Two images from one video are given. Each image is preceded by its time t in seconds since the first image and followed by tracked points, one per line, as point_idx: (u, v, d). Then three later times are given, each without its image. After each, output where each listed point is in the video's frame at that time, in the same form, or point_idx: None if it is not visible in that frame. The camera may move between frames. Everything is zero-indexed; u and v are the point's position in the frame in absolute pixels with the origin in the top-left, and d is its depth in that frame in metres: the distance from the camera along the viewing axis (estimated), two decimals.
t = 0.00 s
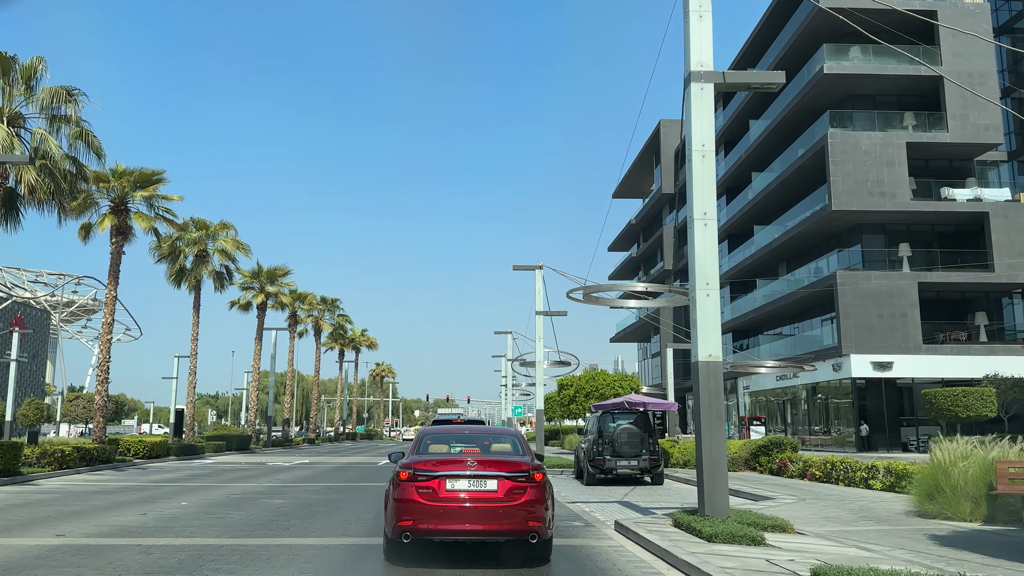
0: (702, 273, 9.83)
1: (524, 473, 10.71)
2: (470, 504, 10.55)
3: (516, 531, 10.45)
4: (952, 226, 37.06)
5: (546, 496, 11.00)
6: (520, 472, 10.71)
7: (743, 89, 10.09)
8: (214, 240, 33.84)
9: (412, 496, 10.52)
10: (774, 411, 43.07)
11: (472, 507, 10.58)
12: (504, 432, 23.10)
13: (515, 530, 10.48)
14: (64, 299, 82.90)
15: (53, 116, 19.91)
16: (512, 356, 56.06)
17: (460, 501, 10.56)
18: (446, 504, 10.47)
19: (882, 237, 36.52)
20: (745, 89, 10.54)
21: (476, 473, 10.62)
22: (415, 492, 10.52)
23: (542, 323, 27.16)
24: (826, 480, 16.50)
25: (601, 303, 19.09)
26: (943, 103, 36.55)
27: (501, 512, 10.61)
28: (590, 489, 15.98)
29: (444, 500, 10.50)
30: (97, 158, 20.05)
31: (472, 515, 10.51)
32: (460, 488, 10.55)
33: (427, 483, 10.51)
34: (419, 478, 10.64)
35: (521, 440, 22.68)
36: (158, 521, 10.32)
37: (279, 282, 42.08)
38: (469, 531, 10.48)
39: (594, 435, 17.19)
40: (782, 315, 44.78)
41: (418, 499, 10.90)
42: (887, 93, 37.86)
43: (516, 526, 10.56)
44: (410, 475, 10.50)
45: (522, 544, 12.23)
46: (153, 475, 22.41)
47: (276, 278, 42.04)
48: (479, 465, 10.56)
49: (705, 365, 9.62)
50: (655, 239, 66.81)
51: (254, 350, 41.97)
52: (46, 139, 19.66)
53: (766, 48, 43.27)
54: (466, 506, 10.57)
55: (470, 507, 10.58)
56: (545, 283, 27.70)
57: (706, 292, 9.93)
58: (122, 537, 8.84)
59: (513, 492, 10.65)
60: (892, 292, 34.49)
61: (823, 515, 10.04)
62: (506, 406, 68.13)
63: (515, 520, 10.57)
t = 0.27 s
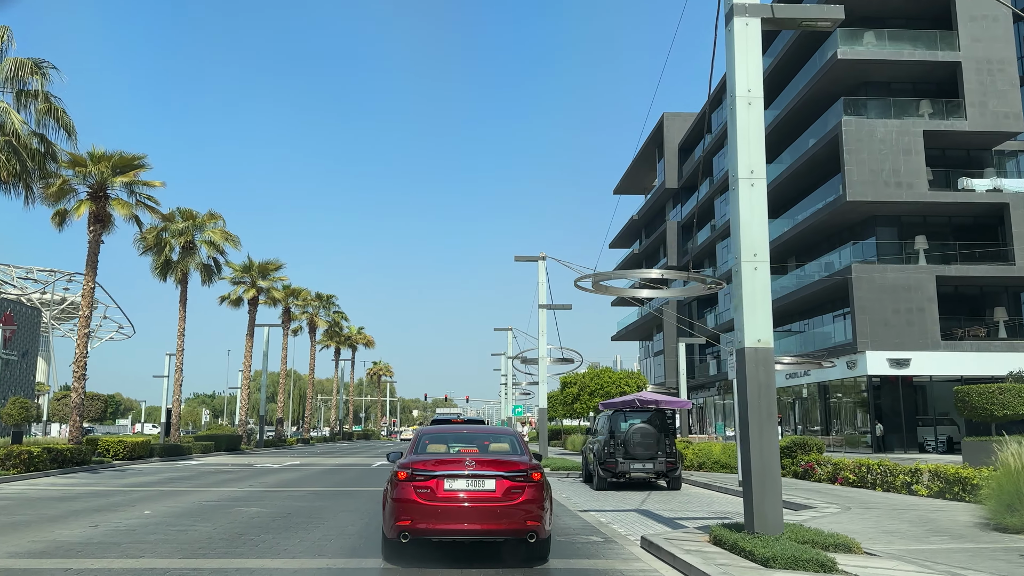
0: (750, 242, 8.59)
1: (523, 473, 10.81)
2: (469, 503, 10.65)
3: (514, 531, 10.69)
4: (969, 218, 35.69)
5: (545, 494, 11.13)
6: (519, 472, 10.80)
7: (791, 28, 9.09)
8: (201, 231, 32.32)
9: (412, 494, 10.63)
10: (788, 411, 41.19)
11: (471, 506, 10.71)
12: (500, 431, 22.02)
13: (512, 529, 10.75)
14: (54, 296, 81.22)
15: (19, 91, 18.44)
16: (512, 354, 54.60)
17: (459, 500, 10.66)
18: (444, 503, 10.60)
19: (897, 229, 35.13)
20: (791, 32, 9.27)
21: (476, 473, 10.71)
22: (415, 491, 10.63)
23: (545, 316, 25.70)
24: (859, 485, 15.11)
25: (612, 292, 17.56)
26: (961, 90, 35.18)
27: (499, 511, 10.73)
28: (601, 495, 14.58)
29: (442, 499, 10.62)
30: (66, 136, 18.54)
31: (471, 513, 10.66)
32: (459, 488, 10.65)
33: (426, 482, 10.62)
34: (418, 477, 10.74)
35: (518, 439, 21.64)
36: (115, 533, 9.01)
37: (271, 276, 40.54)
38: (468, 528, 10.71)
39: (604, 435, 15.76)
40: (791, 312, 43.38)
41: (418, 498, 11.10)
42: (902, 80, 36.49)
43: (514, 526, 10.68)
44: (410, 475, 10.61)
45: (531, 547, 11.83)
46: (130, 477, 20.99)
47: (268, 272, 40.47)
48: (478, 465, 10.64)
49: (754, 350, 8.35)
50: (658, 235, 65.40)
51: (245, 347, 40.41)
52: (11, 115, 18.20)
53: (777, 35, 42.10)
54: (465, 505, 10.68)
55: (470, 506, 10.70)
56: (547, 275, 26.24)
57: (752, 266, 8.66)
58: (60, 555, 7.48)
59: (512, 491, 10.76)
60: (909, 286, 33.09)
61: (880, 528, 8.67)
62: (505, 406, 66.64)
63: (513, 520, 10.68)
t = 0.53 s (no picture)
0: (819, 198, 7.39)
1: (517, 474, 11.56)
2: (466, 503, 11.43)
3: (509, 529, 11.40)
4: (988, 209, 34.31)
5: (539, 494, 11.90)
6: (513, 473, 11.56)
7: None
8: (187, 222, 30.83)
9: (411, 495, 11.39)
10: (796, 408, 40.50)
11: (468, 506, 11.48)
12: (497, 430, 20.83)
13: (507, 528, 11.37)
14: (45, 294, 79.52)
15: None
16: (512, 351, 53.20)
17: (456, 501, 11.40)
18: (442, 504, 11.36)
19: (913, 221, 33.75)
20: None
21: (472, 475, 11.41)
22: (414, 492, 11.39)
23: (548, 310, 24.23)
24: (899, 490, 13.76)
25: (625, 280, 16.06)
26: (980, 76, 33.79)
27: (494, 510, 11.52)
28: (614, 502, 13.18)
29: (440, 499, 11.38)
30: (31, 109, 17.16)
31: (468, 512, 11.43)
32: (457, 489, 11.39)
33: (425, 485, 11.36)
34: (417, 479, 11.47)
35: (516, 438, 20.47)
36: (49, 553, 7.65)
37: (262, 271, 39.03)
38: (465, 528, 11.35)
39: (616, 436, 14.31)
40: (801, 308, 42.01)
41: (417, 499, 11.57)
42: (918, 66, 35.09)
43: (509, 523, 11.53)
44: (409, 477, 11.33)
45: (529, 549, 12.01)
46: (104, 481, 19.53)
47: (260, 266, 38.91)
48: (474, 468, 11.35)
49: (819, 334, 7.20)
50: (661, 231, 63.98)
51: (235, 344, 38.91)
52: None
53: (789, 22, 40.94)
54: (462, 504, 11.46)
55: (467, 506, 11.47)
56: (550, 267, 24.77)
57: (822, 226, 7.42)
58: None
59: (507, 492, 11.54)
60: (928, 280, 31.74)
61: (960, 548, 7.26)
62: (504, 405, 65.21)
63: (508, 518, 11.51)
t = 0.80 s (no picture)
0: (925, 127, 6.16)
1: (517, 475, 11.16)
2: (465, 504, 11.00)
3: (510, 530, 11.17)
4: (1007, 200, 32.99)
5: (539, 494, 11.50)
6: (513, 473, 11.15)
7: None
8: (173, 211, 29.43)
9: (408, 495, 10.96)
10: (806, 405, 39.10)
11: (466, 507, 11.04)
12: (494, 429, 19.58)
13: (510, 529, 11.13)
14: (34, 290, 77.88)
15: None
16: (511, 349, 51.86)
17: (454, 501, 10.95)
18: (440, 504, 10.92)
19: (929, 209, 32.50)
20: None
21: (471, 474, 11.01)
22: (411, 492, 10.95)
23: (551, 302, 22.85)
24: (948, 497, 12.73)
25: (638, 267, 14.66)
26: (1000, 61, 32.45)
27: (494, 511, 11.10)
28: (632, 509, 11.86)
29: (438, 499, 10.94)
30: None
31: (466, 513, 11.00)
32: (455, 490, 10.97)
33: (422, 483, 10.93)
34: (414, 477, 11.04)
35: (515, 437, 19.22)
36: None
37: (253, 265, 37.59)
38: (467, 529, 11.03)
39: (632, 436, 12.93)
40: (812, 303, 40.72)
41: (414, 500, 11.04)
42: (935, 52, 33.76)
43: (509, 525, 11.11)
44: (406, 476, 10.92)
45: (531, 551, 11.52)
46: (75, 485, 18.12)
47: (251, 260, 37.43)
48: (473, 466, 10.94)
49: (905, 301, 6.14)
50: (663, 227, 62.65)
51: (225, 340, 37.47)
52: None
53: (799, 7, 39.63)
54: (461, 506, 11.01)
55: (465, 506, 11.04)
56: (555, 257, 23.37)
57: (930, 162, 6.18)
58: None
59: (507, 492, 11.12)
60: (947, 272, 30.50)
61: None
62: (503, 405, 63.88)
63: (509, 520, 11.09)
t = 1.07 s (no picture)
0: None
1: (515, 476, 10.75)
2: (462, 505, 10.53)
3: (510, 532, 10.64)
4: None
5: (540, 499, 10.99)
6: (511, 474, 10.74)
7: None
8: (157, 200, 28.07)
9: (403, 496, 10.55)
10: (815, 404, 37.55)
11: (463, 509, 10.56)
12: (491, 429, 18.30)
13: (508, 531, 10.60)
14: (24, 288, 76.39)
15: None
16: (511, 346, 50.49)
17: (451, 503, 10.50)
18: (436, 506, 10.48)
19: (949, 203, 31.17)
20: None
21: (467, 474, 10.60)
22: (405, 493, 10.54)
23: (556, 293, 21.51)
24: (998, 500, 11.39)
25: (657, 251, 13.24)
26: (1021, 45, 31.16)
27: (492, 514, 10.60)
28: (653, 519, 10.55)
29: (434, 501, 10.49)
30: None
31: (464, 515, 10.50)
32: (451, 490, 10.55)
33: (417, 484, 10.55)
34: (408, 479, 10.68)
35: (514, 437, 17.94)
36: None
37: (244, 258, 36.21)
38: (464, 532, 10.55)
39: (651, 437, 11.57)
40: (822, 299, 39.42)
41: (410, 501, 10.61)
42: (953, 36, 32.47)
43: (509, 528, 10.56)
44: (400, 476, 10.59)
45: (529, 555, 10.57)
46: (41, 488, 16.75)
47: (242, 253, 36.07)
48: (469, 465, 10.56)
49: None
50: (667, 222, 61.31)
51: (215, 336, 36.11)
52: None
53: None
54: (457, 507, 10.54)
55: (462, 509, 10.56)
56: (559, 245, 22.04)
57: None
58: None
59: (505, 493, 10.67)
60: (967, 265, 29.22)
61: None
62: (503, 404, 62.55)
63: (508, 522, 10.54)
